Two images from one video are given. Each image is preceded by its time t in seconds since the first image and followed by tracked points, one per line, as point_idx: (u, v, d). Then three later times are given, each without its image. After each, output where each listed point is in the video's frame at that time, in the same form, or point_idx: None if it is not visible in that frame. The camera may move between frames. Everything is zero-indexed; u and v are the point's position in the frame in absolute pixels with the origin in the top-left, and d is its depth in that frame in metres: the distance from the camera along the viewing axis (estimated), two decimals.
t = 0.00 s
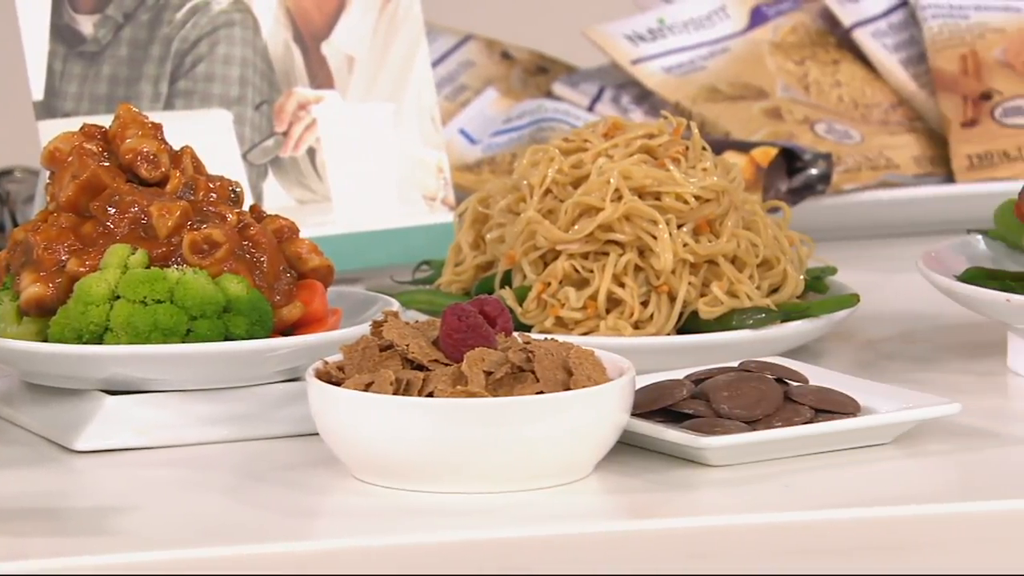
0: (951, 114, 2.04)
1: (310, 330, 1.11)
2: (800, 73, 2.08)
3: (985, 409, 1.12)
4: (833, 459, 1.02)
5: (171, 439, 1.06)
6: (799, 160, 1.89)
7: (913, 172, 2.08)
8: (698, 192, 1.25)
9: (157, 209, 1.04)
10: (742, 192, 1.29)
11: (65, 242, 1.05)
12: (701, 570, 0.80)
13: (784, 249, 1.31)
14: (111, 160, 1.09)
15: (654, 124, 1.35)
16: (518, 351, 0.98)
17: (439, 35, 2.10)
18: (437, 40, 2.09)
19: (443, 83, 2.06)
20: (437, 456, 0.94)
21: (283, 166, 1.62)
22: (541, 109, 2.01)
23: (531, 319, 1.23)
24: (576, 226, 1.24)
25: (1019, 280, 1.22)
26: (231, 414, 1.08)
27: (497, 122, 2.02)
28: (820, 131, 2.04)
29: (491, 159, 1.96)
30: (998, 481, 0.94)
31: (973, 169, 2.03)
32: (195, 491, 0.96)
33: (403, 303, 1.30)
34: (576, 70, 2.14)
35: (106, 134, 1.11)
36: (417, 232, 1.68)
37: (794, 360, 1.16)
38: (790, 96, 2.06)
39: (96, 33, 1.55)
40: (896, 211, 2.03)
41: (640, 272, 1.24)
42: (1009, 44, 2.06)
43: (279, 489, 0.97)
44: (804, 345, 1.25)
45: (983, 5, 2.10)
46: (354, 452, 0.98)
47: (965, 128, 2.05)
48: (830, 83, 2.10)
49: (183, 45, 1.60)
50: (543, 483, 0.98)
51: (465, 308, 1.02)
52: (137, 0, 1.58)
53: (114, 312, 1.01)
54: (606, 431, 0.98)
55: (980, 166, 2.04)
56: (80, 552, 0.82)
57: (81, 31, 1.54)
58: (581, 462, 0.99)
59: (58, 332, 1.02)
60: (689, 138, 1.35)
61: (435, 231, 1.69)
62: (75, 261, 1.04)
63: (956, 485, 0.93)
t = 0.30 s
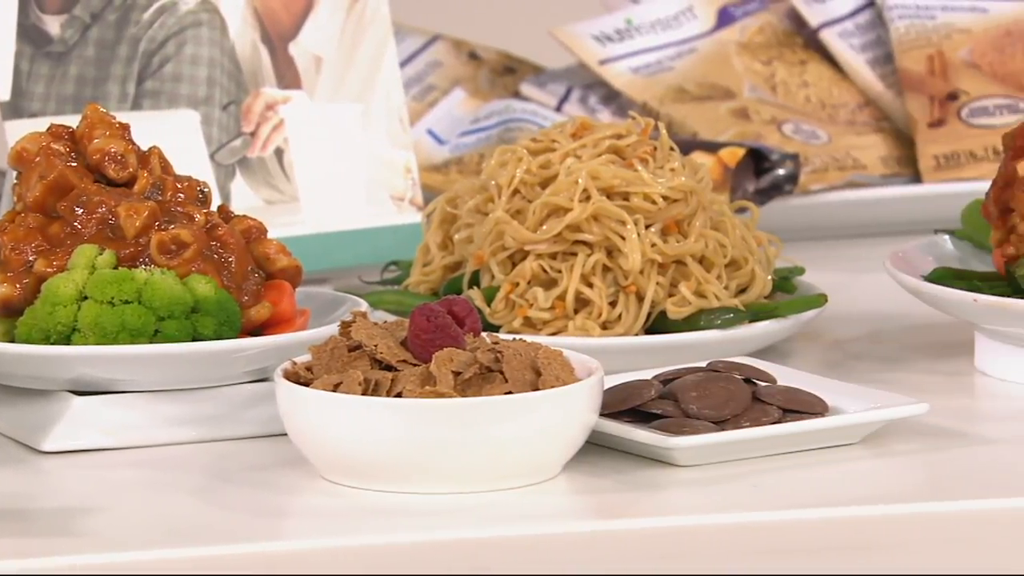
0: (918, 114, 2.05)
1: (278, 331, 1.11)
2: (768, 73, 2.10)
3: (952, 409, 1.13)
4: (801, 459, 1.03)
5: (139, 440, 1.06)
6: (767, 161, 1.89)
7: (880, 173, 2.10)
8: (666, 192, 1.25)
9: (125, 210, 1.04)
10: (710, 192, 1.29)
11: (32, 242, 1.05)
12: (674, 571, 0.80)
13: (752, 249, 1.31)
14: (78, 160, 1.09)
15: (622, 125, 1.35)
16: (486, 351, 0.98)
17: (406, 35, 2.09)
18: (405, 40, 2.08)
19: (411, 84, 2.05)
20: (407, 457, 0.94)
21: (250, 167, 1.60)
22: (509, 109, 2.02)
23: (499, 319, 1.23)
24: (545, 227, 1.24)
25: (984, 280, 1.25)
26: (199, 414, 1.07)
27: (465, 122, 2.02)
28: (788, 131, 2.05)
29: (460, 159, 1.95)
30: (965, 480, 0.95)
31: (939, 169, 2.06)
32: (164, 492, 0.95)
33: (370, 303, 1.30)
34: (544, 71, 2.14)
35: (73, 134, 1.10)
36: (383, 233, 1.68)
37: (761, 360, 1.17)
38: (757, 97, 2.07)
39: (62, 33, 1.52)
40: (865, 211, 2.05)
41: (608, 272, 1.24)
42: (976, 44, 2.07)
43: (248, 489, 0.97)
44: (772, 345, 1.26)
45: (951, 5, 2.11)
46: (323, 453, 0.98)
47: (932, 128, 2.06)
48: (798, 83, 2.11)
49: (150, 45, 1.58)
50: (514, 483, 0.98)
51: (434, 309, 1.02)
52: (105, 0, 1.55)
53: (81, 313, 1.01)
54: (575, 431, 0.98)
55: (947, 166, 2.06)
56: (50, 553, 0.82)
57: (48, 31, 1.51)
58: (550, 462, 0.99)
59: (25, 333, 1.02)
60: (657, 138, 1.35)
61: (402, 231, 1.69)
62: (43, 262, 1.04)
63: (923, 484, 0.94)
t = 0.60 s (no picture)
0: (887, 114, 2.07)
1: (247, 332, 1.11)
2: (737, 73, 2.10)
3: (922, 409, 1.14)
4: (770, 459, 1.03)
5: (110, 440, 1.06)
6: (736, 160, 1.91)
7: (850, 173, 2.11)
8: (636, 192, 1.25)
9: (94, 210, 1.05)
10: (680, 192, 1.30)
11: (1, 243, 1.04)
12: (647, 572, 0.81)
13: (721, 249, 1.32)
14: (47, 160, 1.09)
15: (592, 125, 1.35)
16: (456, 352, 0.98)
17: (376, 36, 2.10)
18: (375, 40, 2.08)
19: (380, 83, 2.06)
20: (377, 457, 0.94)
21: (220, 167, 1.57)
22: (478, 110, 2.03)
23: (469, 319, 1.23)
24: (514, 227, 1.24)
25: (954, 280, 1.26)
26: (169, 415, 1.07)
27: (434, 122, 2.02)
28: (757, 132, 2.06)
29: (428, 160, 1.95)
30: (934, 480, 0.96)
31: (908, 169, 2.07)
32: (134, 492, 0.95)
33: (340, 303, 1.29)
34: (514, 71, 2.14)
35: (42, 134, 1.10)
36: (356, 233, 1.65)
37: (730, 360, 1.17)
38: (726, 97, 2.08)
39: (31, 33, 1.52)
40: (836, 211, 2.06)
41: (578, 273, 1.24)
42: (944, 45, 2.09)
43: (217, 490, 0.97)
44: (742, 345, 1.27)
45: (920, 5, 2.13)
46: (294, 454, 0.98)
47: (901, 129, 2.07)
48: (767, 84, 2.12)
49: (118, 45, 1.56)
50: (485, 483, 0.98)
51: (404, 309, 1.02)
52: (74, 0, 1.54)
53: (51, 313, 1.00)
54: (546, 430, 0.98)
55: (915, 166, 2.07)
56: (20, 554, 0.81)
57: (16, 31, 1.51)
58: (520, 462, 0.99)
59: None
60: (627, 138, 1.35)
61: (374, 232, 1.66)
62: (11, 262, 1.03)
63: (892, 484, 0.95)
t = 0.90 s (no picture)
0: (858, 114, 2.08)
1: (220, 333, 1.10)
2: (710, 74, 2.11)
3: (892, 408, 1.14)
4: (743, 460, 1.04)
5: (82, 441, 1.06)
6: (709, 161, 1.91)
7: (822, 173, 2.10)
8: (609, 193, 1.25)
9: (66, 211, 1.04)
10: (652, 193, 1.30)
11: None
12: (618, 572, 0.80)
13: (694, 250, 1.32)
14: (19, 161, 1.09)
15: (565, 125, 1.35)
16: (430, 352, 0.98)
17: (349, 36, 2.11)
18: (347, 41, 2.10)
19: (351, 85, 2.06)
20: (349, 458, 0.94)
21: (192, 168, 1.55)
22: (450, 110, 2.00)
23: (442, 320, 1.23)
24: (487, 228, 1.24)
25: (925, 280, 1.27)
26: (142, 416, 1.07)
27: (406, 123, 2.00)
28: (729, 132, 2.05)
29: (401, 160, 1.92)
30: (906, 480, 0.96)
31: (880, 169, 2.07)
32: (106, 494, 0.95)
33: (312, 304, 1.29)
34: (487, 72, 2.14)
35: (13, 135, 1.10)
36: (326, 232, 1.66)
37: (704, 360, 1.18)
38: (699, 98, 2.08)
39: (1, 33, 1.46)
40: (812, 210, 2.01)
41: (551, 273, 1.24)
42: (916, 45, 2.10)
43: (189, 490, 0.97)
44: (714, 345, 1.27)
45: (891, 6, 2.15)
46: (267, 454, 0.97)
47: (873, 129, 2.08)
48: (739, 84, 2.12)
49: (91, 45, 1.52)
50: (459, 484, 0.98)
51: (377, 309, 1.02)
52: None
53: (23, 314, 1.00)
54: (520, 431, 0.98)
55: (888, 166, 2.07)
56: None
57: None
58: (493, 463, 0.99)
59: None
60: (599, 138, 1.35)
61: (346, 232, 1.67)
62: None
63: (864, 484, 0.95)
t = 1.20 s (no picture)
0: (830, 115, 2.09)
1: (192, 334, 1.10)
2: (681, 75, 2.11)
3: (864, 408, 1.15)
4: (715, 460, 1.04)
5: (53, 442, 1.05)
6: (681, 161, 1.91)
7: (794, 173, 2.11)
8: (581, 193, 1.25)
9: (38, 211, 1.04)
10: (625, 193, 1.30)
11: None
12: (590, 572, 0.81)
13: (667, 250, 1.32)
14: None
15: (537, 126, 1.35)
16: (403, 352, 0.98)
17: (320, 36, 2.10)
18: (319, 41, 2.09)
19: (324, 85, 2.05)
20: (322, 458, 0.94)
21: (165, 168, 1.54)
22: (423, 111, 2.01)
23: (415, 320, 1.22)
24: (460, 228, 1.24)
25: (897, 280, 1.27)
26: (114, 417, 1.07)
27: (379, 123, 2.00)
28: (702, 132, 2.06)
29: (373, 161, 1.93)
30: (877, 480, 0.97)
31: (852, 169, 2.07)
32: (78, 495, 0.95)
33: (285, 305, 1.29)
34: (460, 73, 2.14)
35: None
36: (301, 233, 1.64)
37: (678, 360, 1.18)
38: (671, 98, 2.09)
39: None
40: (785, 210, 2.01)
41: (524, 274, 1.24)
42: (887, 46, 2.11)
43: (161, 491, 0.96)
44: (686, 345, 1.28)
45: (862, 6, 2.16)
46: (239, 454, 0.97)
47: (844, 129, 2.09)
48: (712, 84, 2.13)
49: (62, 45, 1.52)
50: (432, 484, 0.98)
51: (351, 309, 1.02)
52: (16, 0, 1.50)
53: None
54: (492, 431, 0.98)
55: (859, 167, 2.07)
56: None
57: None
58: (466, 463, 0.99)
59: None
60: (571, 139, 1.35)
61: (321, 233, 1.65)
62: None
63: (836, 484, 0.96)
